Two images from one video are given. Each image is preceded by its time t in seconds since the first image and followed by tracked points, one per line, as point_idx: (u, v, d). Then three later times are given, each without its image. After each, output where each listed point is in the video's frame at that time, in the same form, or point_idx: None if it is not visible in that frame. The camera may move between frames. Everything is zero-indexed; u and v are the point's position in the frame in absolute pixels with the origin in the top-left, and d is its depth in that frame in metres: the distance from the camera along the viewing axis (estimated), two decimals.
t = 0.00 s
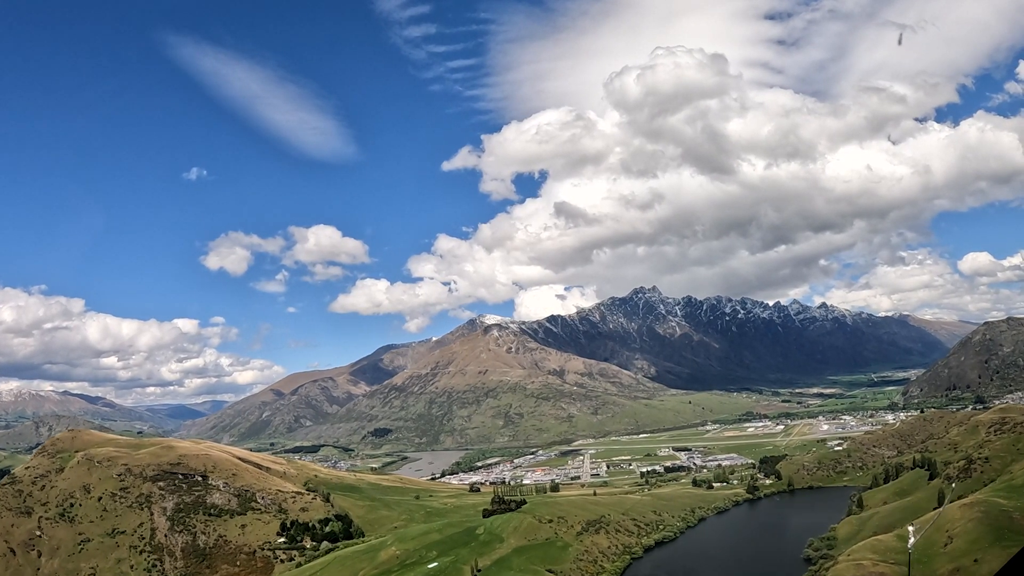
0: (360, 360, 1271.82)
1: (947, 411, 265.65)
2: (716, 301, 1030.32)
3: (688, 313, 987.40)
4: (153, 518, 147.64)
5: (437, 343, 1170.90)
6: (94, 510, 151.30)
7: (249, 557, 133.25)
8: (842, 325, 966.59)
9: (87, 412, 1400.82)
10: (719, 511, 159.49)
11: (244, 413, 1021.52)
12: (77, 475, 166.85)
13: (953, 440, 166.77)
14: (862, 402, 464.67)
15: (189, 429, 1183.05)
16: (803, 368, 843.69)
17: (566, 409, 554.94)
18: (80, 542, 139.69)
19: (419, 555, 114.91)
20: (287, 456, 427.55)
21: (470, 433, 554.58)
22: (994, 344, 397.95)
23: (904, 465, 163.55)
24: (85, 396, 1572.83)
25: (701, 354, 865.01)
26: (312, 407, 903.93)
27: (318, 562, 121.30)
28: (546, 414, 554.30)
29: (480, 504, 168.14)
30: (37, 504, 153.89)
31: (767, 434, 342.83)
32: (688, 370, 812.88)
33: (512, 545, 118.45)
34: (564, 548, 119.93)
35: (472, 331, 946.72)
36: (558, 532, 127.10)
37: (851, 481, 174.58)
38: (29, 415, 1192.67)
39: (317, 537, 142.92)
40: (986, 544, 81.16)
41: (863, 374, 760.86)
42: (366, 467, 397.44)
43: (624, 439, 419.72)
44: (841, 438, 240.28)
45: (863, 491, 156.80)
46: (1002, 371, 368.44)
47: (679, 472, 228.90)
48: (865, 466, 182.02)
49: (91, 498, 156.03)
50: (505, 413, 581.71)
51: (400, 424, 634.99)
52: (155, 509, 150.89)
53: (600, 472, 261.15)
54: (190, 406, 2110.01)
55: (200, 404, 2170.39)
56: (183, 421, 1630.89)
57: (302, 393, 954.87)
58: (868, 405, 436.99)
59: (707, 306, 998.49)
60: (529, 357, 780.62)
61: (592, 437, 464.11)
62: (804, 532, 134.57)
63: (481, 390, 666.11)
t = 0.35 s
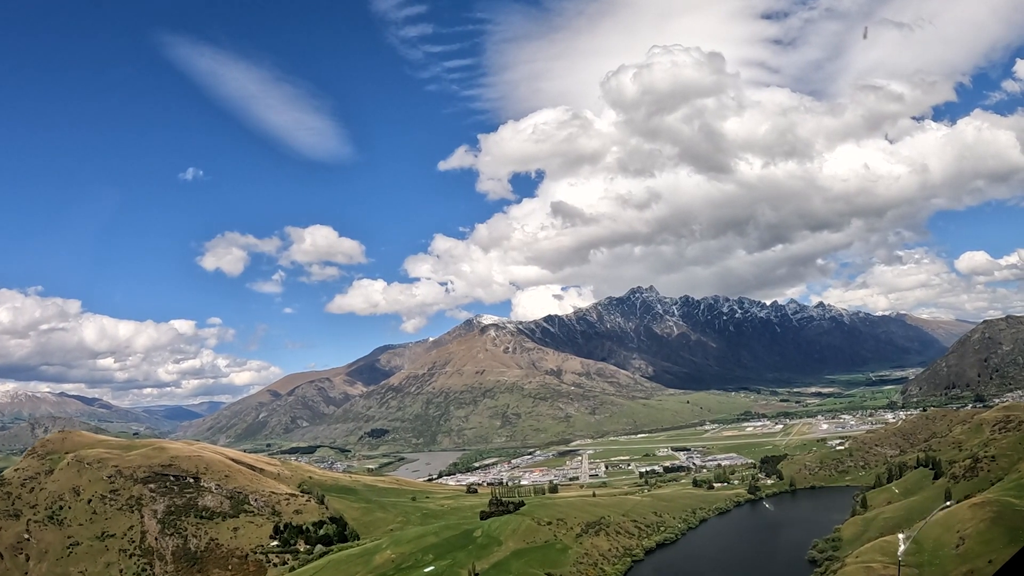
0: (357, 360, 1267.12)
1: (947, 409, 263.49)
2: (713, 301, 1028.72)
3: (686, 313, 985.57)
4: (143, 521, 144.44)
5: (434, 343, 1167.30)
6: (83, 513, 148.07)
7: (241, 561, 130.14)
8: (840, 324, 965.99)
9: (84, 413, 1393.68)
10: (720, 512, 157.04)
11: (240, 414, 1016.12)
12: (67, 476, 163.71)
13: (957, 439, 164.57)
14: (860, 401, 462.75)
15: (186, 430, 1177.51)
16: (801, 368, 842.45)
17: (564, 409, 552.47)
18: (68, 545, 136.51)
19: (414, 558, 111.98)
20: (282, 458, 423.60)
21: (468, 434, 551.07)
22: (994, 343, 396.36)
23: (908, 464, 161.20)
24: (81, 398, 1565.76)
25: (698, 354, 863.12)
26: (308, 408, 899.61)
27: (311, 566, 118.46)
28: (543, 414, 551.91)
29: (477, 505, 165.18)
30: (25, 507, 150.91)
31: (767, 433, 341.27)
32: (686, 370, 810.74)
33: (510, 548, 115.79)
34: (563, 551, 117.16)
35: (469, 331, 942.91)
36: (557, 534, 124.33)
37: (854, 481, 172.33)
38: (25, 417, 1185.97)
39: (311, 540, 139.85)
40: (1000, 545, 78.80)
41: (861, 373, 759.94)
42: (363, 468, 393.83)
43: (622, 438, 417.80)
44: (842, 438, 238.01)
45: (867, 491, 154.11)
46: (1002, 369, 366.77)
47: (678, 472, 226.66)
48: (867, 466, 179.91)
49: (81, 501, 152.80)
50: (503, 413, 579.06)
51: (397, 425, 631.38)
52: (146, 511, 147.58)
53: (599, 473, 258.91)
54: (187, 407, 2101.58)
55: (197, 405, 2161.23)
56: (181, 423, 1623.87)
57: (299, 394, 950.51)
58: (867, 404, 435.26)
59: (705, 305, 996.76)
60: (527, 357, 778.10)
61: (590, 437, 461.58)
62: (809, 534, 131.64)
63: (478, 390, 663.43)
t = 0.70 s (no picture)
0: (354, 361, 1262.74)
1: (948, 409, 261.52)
2: (711, 300, 1026.85)
3: (684, 313, 983.75)
4: (133, 524, 141.12)
5: (431, 343, 1163.75)
6: (72, 516, 144.60)
7: (232, 565, 126.90)
8: (838, 324, 965.43)
9: (80, 415, 1387.35)
10: (722, 513, 154.33)
11: (237, 415, 1011.24)
12: (56, 478, 160.26)
13: (962, 438, 162.27)
14: (860, 400, 461.12)
15: (182, 432, 1172.45)
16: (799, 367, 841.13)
17: (562, 410, 549.86)
18: (57, 549, 133.17)
19: (410, 562, 108.89)
20: (278, 459, 419.74)
21: (465, 434, 548.11)
22: (994, 342, 394.84)
23: (913, 463, 158.85)
24: (77, 400, 1559.15)
25: (697, 354, 861.35)
26: (305, 409, 895.14)
27: (304, 570, 115.31)
28: (541, 414, 549.39)
29: (476, 507, 162.23)
30: (13, 510, 147.45)
31: (766, 433, 339.53)
32: (684, 370, 808.86)
33: (509, 551, 112.88)
34: (564, 554, 114.18)
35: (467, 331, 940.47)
36: (556, 537, 121.32)
37: (857, 481, 169.97)
38: (21, 418, 1180.09)
39: (305, 543, 136.65)
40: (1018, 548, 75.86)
41: (859, 372, 758.56)
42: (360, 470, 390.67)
43: (621, 439, 415.29)
44: (844, 437, 235.52)
45: (872, 491, 151.47)
46: (1002, 368, 365.26)
47: (679, 472, 224.34)
48: (870, 466, 177.60)
49: (70, 504, 149.31)
50: (500, 413, 576.12)
51: (394, 426, 627.67)
52: (136, 514, 144.30)
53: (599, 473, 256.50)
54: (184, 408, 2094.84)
55: (194, 406, 2153.82)
56: (178, 424, 1618.62)
57: (295, 395, 945.95)
58: (866, 403, 433.56)
59: (703, 305, 995.23)
60: (524, 357, 775.75)
61: (588, 438, 459.10)
62: (814, 535, 128.86)
63: (476, 390, 660.31)
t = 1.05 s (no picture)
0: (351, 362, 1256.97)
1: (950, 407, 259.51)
2: (709, 299, 1024.82)
3: (682, 312, 981.82)
4: (124, 527, 138.14)
5: (428, 344, 1158.89)
6: (61, 519, 141.47)
7: (224, 569, 124.07)
8: (836, 323, 964.86)
9: (76, 417, 1378.04)
10: (723, 514, 151.92)
11: (233, 417, 1004.88)
12: (45, 481, 157.00)
13: (966, 436, 160.09)
14: (859, 399, 459.29)
15: (179, 433, 1165.18)
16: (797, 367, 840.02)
17: (560, 410, 546.95)
18: (45, 553, 130.11)
19: (406, 566, 106.25)
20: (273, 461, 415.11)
21: (463, 435, 544.91)
22: (994, 340, 393.48)
23: (918, 462, 156.72)
24: (74, 401, 1549.42)
25: (695, 353, 859.70)
26: (302, 410, 889.59)
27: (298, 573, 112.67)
28: (539, 414, 546.74)
29: (473, 509, 159.53)
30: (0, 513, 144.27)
31: (766, 433, 337.22)
32: (683, 370, 806.67)
33: (508, 554, 110.40)
34: (564, 557, 111.67)
35: (464, 331, 936.49)
36: (556, 539, 118.73)
37: (860, 481, 167.92)
38: (15, 420, 1170.67)
39: (299, 546, 133.89)
40: None
41: (858, 372, 757.68)
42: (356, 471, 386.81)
43: (619, 438, 412.69)
44: (844, 437, 233.13)
45: (876, 491, 149.28)
46: (1001, 366, 363.88)
47: (679, 472, 221.90)
48: (873, 465, 175.44)
49: (59, 506, 146.13)
50: (498, 414, 572.99)
51: (391, 426, 623.49)
52: (127, 517, 141.25)
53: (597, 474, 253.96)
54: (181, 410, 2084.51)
55: (191, 408, 2144.38)
56: (174, 425, 1609.50)
57: (292, 396, 940.41)
58: (866, 402, 431.55)
59: (701, 304, 993.45)
60: (522, 357, 773.03)
61: (587, 438, 456.51)
62: (819, 537, 126.24)
63: (473, 390, 656.85)
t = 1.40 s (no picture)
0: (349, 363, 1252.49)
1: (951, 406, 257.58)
2: (707, 299, 1024.35)
3: (679, 312, 980.47)
4: (113, 530, 134.95)
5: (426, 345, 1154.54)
6: (50, 522, 138.21)
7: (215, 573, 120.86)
8: (833, 322, 964.94)
9: (73, 419, 1371.34)
10: (726, 515, 149.39)
11: (230, 418, 999.45)
12: (34, 483, 153.68)
13: (971, 435, 157.83)
14: (858, 399, 457.94)
15: (176, 435, 1160.01)
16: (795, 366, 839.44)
17: (558, 410, 544.24)
18: (33, 557, 126.88)
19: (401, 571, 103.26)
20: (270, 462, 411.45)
21: (460, 435, 541.70)
22: (993, 338, 392.51)
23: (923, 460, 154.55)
24: (71, 403, 1542.22)
25: (692, 353, 858.53)
26: (299, 411, 885.26)
27: None
28: (537, 415, 544.16)
29: (471, 511, 156.64)
30: None
31: (765, 432, 335.02)
32: (681, 370, 805.03)
33: (505, 558, 107.56)
34: (563, 560, 108.82)
35: (462, 332, 933.38)
36: (555, 542, 115.75)
37: (863, 480, 165.69)
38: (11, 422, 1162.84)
39: (292, 550, 130.87)
40: None
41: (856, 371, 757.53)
42: (353, 472, 383.25)
43: (618, 439, 410.42)
44: (845, 436, 230.98)
45: (880, 491, 146.79)
46: (1001, 365, 362.88)
47: (679, 473, 219.35)
48: (876, 464, 173.18)
49: (48, 509, 142.80)
50: (496, 414, 569.87)
51: (389, 427, 620.21)
52: (117, 520, 138.02)
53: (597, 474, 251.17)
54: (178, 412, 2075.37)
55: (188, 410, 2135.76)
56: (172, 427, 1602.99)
57: (289, 397, 935.91)
58: (866, 402, 430.14)
59: (698, 304, 992.23)
60: (519, 357, 770.49)
61: (585, 438, 454.09)
62: (823, 537, 123.63)
63: (471, 391, 653.73)
